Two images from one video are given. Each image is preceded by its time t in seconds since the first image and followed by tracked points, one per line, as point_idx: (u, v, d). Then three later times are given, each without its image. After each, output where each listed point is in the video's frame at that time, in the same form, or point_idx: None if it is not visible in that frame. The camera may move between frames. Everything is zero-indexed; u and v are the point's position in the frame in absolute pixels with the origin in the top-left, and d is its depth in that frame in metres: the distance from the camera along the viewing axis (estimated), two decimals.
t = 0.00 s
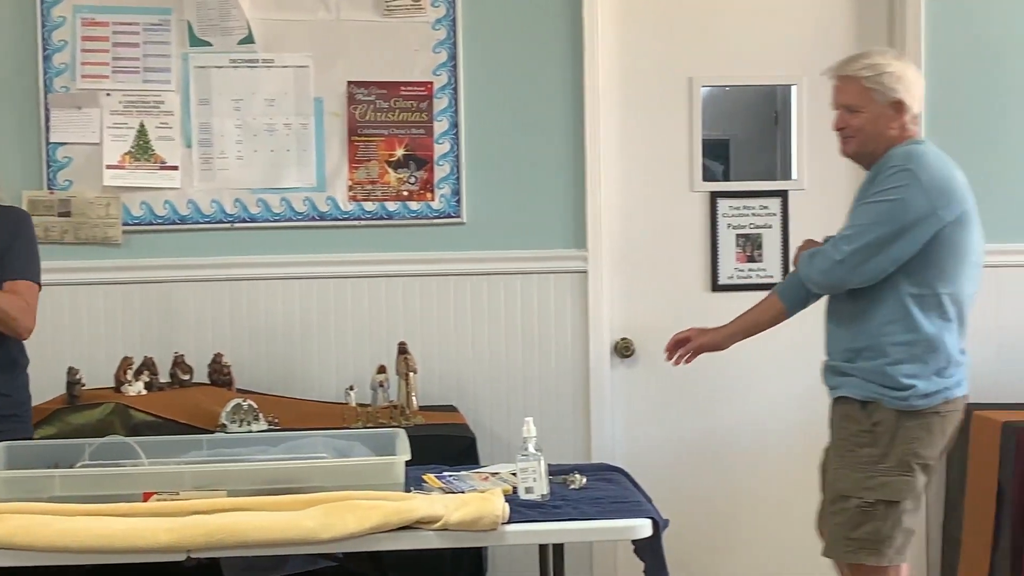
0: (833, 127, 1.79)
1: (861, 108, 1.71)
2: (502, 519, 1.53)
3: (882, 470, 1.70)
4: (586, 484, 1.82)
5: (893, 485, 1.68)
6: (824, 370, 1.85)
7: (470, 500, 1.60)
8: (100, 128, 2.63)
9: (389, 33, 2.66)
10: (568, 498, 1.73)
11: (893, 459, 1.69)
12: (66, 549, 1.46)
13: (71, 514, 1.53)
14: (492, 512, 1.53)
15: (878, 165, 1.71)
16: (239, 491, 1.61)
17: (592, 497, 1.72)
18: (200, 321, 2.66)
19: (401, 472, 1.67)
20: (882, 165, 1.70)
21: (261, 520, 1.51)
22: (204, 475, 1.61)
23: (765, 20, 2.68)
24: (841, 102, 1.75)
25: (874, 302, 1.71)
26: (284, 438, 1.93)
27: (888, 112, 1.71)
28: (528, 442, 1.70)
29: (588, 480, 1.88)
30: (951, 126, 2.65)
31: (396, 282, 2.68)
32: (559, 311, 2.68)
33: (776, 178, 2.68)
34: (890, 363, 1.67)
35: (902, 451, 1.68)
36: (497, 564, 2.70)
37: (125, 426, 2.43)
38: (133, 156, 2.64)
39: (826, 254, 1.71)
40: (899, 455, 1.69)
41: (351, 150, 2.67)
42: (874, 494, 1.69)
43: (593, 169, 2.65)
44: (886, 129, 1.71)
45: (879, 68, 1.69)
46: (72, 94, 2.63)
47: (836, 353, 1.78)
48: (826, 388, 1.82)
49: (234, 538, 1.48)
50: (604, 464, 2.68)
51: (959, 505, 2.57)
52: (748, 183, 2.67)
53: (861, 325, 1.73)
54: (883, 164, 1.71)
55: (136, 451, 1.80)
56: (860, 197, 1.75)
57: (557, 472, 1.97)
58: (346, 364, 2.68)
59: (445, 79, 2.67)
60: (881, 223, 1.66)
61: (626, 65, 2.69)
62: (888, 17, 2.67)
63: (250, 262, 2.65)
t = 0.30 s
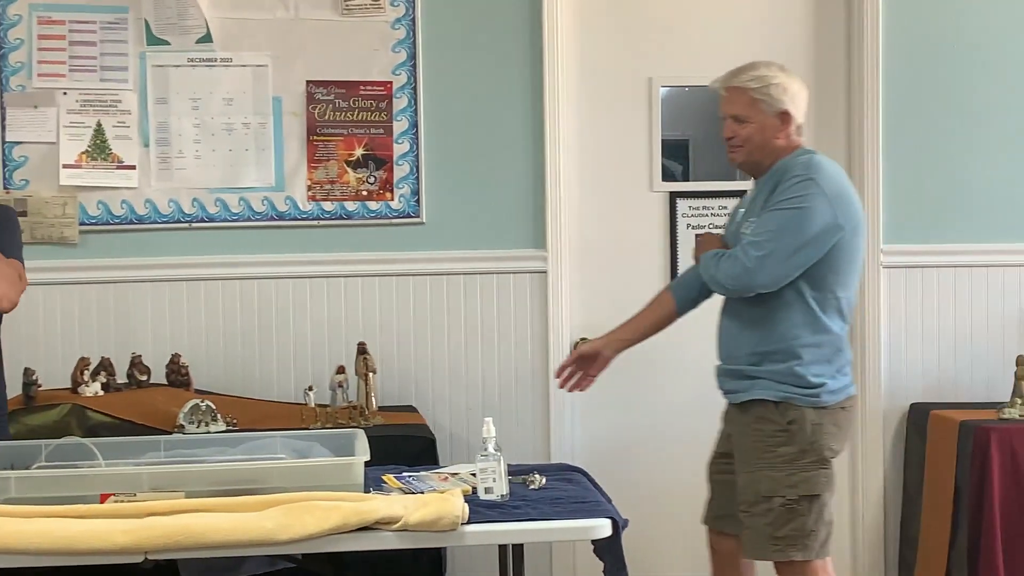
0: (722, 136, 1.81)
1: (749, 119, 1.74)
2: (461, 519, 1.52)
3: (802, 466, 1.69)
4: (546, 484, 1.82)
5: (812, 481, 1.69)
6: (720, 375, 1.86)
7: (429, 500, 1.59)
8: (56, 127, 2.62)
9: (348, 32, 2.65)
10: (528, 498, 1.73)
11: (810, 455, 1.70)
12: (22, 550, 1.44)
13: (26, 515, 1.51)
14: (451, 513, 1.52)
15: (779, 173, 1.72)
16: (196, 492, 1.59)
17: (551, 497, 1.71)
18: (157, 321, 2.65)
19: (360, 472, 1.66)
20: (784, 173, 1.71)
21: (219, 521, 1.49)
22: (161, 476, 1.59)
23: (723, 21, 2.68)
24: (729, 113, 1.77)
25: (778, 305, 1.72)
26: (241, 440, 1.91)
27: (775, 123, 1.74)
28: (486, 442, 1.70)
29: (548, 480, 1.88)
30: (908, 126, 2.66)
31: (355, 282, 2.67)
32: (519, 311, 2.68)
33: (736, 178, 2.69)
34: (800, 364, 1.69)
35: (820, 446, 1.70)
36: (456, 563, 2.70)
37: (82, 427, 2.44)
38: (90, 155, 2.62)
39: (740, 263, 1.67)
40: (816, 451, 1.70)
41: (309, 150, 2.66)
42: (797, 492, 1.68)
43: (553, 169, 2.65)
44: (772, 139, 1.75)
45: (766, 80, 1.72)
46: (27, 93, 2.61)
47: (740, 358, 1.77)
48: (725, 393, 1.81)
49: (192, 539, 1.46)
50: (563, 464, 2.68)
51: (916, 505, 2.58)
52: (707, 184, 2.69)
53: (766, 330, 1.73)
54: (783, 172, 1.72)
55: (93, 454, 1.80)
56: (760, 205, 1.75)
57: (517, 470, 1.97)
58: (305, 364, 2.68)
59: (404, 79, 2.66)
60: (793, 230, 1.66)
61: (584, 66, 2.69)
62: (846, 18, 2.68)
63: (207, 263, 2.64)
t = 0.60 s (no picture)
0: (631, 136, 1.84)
1: (659, 118, 1.78)
2: (440, 519, 1.52)
3: (701, 455, 1.75)
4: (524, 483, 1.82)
5: (711, 468, 1.75)
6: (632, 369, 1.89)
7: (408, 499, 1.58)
8: (34, 126, 2.61)
9: (327, 32, 2.66)
10: (507, 497, 1.73)
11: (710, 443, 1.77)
12: None
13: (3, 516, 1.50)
14: (430, 513, 1.52)
15: (696, 174, 1.76)
16: (174, 492, 1.59)
17: (530, 497, 1.71)
18: (135, 321, 2.65)
19: (338, 472, 1.65)
20: (703, 174, 1.75)
21: (198, 521, 1.48)
22: (139, 476, 1.58)
23: (702, 21, 2.69)
24: (637, 113, 1.81)
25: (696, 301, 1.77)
26: (219, 439, 1.90)
27: (682, 122, 1.79)
28: (466, 442, 1.69)
29: (526, 480, 1.87)
30: (885, 126, 2.67)
31: (334, 282, 2.67)
32: (497, 311, 2.68)
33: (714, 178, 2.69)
34: (719, 358, 1.74)
35: (723, 436, 1.76)
36: (435, 564, 2.70)
37: (59, 427, 2.45)
38: (67, 155, 2.62)
39: (674, 266, 1.69)
40: (717, 439, 1.76)
41: (288, 150, 2.66)
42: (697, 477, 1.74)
43: (532, 169, 2.65)
44: (681, 138, 1.80)
45: (675, 79, 1.77)
46: (4, 92, 2.60)
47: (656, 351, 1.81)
48: (639, 384, 1.83)
49: (171, 539, 1.46)
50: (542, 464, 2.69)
51: (893, 505, 2.58)
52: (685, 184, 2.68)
53: (686, 325, 1.78)
54: (700, 173, 1.76)
55: (71, 453, 1.80)
56: (679, 207, 1.78)
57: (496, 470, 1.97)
58: (284, 364, 2.68)
59: (383, 79, 2.66)
60: (721, 230, 1.71)
61: (562, 67, 2.69)
62: (824, 18, 2.69)
63: (185, 262, 2.63)
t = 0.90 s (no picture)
0: (573, 145, 1.91)
1: (597, 126, 1.84)
2: (437, 518, 1.51)
3: (653, 455, 1.82)
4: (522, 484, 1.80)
5: (663, 468, 1.82)
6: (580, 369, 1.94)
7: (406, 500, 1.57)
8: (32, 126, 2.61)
9: (325, 32, 2.66)
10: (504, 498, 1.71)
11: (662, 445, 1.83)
12: None
13: None
14: (428, 512, 1.50)
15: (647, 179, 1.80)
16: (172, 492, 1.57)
17: (527, 497, 1.70)
18: (133, 321, 2.65)
19: (337, 472, 1.64)
20: (655, 180, 1.79)
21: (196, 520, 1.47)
22: (137, 476, 1.56)
23: (701, 21, 2.68)
24: (577, 122, 1.87)
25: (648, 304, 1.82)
26: (215, 439, 1.90)
27: (621, 128, 1.85)
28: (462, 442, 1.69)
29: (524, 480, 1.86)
30: (883, 127, 2.67)
31: (332, 281, 2.67)
32: (495, 311, 2.68)
33: (712, 178, 2.68)
34: (671, 359, 1.81)
35: (673, 435, 1.83)
36: (432, 564, 2.71)
37: (57, 427, 2.45)
38: (65, 155, 2.62)
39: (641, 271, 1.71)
40: (669, 440, 1.83)
41: (286, 150, 2.66)
42: (652, 478, 1.80)
43: (529, 170, 2.66)
44: (621, 144, 1.85)
45: (610, 88, 1.82)
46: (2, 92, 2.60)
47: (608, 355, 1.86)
48: (589, 387, 1.88)
49: (170, 539, 1.44)
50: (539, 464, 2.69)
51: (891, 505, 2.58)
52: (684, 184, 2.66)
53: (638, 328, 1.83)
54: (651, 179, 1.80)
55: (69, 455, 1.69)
56: (631, 213, 1.81)
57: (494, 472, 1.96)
58: (282, 365, 2.68)
59: (380, 79, 2.67)
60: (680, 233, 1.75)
61: (560, 67, 2.69)
62: (822, 18, 2.69)
63: (183, 262, 2.63)
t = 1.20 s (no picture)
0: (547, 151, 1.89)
1: (574, 130, 1.83)
2: (455, 518, 1.45)
3: (637, 457, 1.82)
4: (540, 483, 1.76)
5: (646, 471, 1.84)
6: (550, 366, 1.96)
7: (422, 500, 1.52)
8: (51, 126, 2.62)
9: (342, 32, 2.66)
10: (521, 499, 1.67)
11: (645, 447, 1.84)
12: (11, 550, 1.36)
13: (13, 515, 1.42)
14: (446, 513, 1.44)
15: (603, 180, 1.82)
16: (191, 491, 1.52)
17: (543, 496, 1.63)
18: (151, 321, 2.66)
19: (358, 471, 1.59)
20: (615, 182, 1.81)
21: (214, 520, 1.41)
22: (155, 476, 1.51)
23: (717, 21, 2.68)
24: (552, 127, 1.85)
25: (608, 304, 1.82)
26: (232, 441, 1.86)
27: (597, 130, 1.84)
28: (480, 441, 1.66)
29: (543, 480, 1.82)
30: (901, 126, 2.66)
31: (348, 281, 2.67)
32: (512, 311, 2.69)
33: (729, 177, 2.68)
34: (646, 358, 1.81)
35: (653, 437, 1.84)
36: (448, 563, 2.72)
37: (77, 427, 2.47)
38: (84, 155, 2.63)
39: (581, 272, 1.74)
40: (652, 443, 1.84)
41: (303, 150, 2.67)
42: (635, 482, 1.81)
43: (546, 170, 2.66)
44: (598, 146, 1.84)
45: (585, 91, 1.81)
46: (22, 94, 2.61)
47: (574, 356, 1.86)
48: (563, 387, 1.88)
49: (187, 539, 1.39)
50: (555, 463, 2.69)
51: (909, 505, 2.57)
52: (701, 183, 2.66)
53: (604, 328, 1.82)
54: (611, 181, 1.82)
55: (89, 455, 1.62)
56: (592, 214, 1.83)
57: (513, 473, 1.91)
58: (299, 364, 2.68)
59: (397, 79, 2.67)
60: (631, 233, 1.76)
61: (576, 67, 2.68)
62: (839, 18, 2.68)
63: (202, 262, 2.64)
